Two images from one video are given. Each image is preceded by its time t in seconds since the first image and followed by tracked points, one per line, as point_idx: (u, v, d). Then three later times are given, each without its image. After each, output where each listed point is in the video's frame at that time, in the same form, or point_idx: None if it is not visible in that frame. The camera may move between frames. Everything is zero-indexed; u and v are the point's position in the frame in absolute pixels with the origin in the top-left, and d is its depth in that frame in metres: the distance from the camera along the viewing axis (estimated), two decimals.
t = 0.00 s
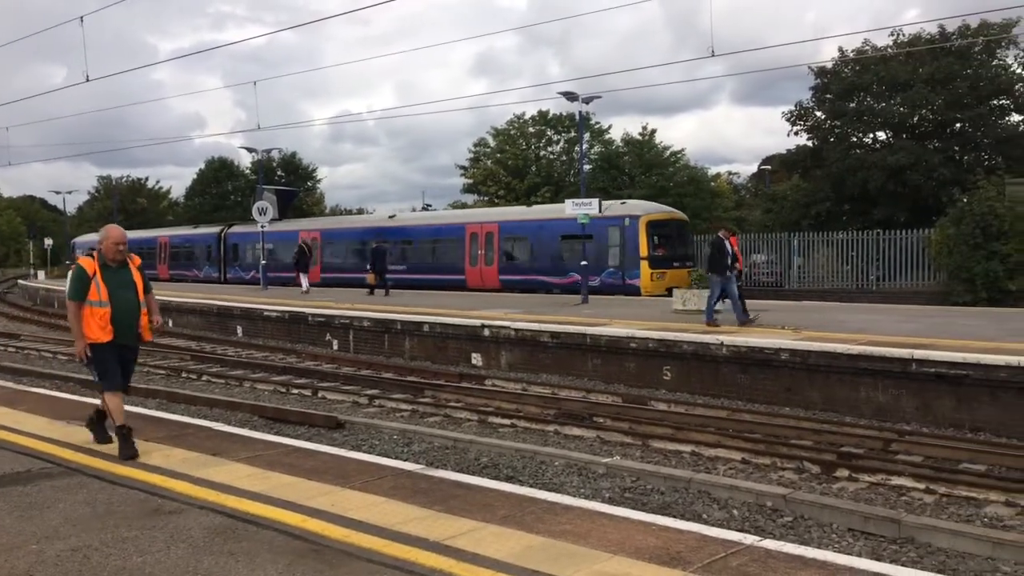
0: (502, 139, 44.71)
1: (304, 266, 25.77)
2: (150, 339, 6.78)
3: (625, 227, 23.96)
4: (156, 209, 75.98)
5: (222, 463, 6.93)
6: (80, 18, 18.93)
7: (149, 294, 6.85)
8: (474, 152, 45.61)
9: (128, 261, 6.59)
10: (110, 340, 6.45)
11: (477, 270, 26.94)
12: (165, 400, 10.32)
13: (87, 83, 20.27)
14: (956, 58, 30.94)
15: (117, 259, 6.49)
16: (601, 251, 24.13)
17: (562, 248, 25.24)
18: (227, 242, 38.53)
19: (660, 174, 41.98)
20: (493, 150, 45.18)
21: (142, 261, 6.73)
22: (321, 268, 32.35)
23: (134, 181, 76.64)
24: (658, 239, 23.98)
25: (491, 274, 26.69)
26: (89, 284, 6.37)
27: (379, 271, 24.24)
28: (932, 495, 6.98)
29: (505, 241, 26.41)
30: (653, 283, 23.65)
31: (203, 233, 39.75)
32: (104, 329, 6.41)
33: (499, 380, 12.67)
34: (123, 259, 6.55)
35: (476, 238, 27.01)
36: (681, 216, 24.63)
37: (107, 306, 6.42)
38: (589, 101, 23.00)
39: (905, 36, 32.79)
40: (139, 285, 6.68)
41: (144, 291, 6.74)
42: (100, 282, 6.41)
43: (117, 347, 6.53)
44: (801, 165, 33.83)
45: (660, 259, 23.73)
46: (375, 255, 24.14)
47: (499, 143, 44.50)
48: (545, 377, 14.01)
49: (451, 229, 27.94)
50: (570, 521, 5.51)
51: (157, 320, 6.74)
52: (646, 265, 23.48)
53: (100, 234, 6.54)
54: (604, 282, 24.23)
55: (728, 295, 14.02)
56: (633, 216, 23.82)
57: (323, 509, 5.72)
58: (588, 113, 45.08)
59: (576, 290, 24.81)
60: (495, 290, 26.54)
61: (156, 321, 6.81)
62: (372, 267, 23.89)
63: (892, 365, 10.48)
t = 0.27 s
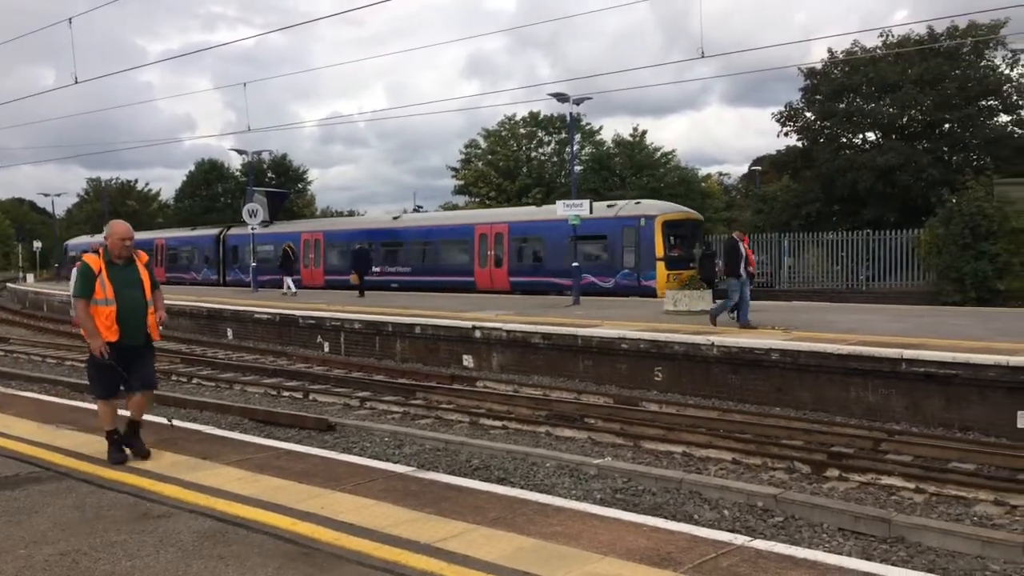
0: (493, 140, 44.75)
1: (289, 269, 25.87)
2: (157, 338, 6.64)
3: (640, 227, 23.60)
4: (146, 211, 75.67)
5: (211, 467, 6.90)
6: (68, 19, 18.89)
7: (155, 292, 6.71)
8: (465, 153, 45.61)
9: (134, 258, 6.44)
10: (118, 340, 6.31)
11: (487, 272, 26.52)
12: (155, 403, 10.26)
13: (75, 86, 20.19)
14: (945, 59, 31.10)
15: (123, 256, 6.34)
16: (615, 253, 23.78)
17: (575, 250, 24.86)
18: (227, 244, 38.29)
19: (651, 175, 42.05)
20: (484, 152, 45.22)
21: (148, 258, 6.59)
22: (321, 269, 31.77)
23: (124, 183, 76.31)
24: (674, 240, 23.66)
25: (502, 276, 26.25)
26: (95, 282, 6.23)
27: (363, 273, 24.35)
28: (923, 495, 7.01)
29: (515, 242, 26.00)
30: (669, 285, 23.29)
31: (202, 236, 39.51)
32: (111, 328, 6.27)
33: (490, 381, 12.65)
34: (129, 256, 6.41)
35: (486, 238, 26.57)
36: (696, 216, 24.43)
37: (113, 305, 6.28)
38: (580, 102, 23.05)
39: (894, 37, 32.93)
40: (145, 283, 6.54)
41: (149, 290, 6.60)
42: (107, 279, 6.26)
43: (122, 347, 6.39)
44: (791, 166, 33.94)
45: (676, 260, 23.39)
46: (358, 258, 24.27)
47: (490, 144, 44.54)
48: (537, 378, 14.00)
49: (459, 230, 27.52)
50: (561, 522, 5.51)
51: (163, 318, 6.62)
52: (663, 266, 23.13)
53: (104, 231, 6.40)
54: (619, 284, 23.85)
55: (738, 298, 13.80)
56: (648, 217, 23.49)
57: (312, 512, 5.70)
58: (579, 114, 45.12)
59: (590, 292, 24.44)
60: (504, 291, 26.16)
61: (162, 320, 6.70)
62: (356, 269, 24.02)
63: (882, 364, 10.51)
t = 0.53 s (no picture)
0: (478, 142, 44.78)
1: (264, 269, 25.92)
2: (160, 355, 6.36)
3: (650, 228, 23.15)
4: (127, 213, 75.12)
5: (194, 471, 6.85)
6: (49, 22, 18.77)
7: (161, 307, 6.44)
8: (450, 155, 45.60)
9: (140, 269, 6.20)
10: (118, 355, 6.04)
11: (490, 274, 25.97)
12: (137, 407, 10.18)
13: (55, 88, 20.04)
14: (924, 61, 31.37)
15: (130, 267, 6.10)
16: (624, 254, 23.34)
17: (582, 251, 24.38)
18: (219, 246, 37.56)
19: (635, 177, 42.15)
20: (468, 154, 45.23)
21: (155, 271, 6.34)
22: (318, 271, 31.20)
23: (105, 186, 75.71)
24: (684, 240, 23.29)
25: (505, 278, 25.68)
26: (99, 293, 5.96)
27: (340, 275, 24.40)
28: (904, 494, 7.07)
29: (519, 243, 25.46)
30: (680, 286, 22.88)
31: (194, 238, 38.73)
32: (111, 342, 6.00)
33: (475, 383, 12.64)
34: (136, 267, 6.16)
35: (489, 239, 26.02)
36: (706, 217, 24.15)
37: (116, 318, 6.02)
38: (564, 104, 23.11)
39: (875, 40, 33.18)
40: (152, 297, 6.28)
41: (155, 304, 6.33)
42: (111, 291, 6.00)
43: (123, 362, 6.12)
44: (774, 167, 34.14)
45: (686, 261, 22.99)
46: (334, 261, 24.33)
47: (474, 146, 44.55)
48: (521, 380, 14.01)
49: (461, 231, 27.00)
50: (545, 524, 5.51)
51: (167, 334, 6.35)
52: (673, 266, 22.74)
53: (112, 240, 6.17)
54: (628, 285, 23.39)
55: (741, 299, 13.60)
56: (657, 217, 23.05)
57: (296, 516, 5.67)
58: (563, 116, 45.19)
59: (597, 294, 23.94)
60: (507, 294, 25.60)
61: (166, 336, 6.43)
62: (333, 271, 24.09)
63: (864, 364, 10.59)
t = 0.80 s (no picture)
0: (458, 152, 44.83)
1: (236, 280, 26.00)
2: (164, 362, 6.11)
3: (656, 235, 22.86)
4: (105, 224, 74.45)
5: (172, 484, 6.78)
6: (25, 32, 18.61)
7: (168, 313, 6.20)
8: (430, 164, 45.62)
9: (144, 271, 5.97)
10: (118, 360, 5.80)
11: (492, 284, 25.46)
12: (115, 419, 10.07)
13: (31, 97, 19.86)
14: (900, 71, 31.74)
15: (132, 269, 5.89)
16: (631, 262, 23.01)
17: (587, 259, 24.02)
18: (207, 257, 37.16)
19: (615, 187, 42.32)
20: (449, 163, 45.27)
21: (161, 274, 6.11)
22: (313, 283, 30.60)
23: (82, 196, 75.04)
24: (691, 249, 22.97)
25: (507, 288, 25.17)
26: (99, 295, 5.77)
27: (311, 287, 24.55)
28: (883, 501, 7.12)
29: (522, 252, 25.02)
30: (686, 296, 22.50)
31: (182, 248, 38.31)
32: (111, 346, 5.77)
33: (456, 394, 12.61)
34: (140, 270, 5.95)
35: (490, 249, 25.58)
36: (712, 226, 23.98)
37: (116, 321, 5.79)
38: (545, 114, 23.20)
39: (851, 50, 33.55)
40: (157, 301, 6.04)
41: (161, 308, 6.08)
42: (112, 293, 5.79)
43: (124, 368, 5.88)
44: (753, 177, 34.40)
45: (693, 270, 22.64)
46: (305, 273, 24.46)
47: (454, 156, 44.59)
48: (502, 390, 13.98)
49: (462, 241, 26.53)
50: (527, 534, 5.50)
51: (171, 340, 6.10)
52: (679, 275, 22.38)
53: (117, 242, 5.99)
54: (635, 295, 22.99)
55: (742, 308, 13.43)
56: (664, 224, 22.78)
57: (276, 528, 5.63)
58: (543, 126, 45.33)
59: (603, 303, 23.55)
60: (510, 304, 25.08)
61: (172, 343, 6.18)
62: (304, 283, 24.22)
63: (842, 372, 10.67)
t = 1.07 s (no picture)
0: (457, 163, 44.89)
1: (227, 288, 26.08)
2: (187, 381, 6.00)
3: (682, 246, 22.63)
4: (103, 234, 74.40)
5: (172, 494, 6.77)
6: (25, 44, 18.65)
7: (191, 329, 6.09)
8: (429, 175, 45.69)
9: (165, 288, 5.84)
10: (141, 380, 5.70)
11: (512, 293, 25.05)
12: (115, 429, 10.05)
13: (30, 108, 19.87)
14: (897, 82, 31.86)
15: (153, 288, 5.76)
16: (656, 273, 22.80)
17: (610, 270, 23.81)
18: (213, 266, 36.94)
19: (614, 198, 42.40)
20: (447, 174, 45.33)
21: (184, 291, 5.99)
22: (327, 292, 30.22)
23: (80, 207, 75.01)
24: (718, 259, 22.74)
25: (526, 298, 24.81)
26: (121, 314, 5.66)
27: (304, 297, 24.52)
28: (884, 512, 7.11)
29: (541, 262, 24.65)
30: (713, 307, 22.27)
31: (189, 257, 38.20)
32: (134, 367, 5.66)
33: (456, 404, 12.60)
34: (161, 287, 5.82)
35: (509, 259, 25.18)
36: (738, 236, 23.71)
37: (139, 342, 5.67)
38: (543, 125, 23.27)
39: (848, 62, 33.67)
40: (179, 319, 5.92)
41: (183, 327, 5.96)
42: (134, 312, 5.67)
43: (148, 388, 5.78)
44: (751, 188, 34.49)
45: (720, 281, 22.41)
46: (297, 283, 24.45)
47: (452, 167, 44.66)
48: (502, 401, 13.96)
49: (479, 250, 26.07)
50: (527, 545, 5.49)
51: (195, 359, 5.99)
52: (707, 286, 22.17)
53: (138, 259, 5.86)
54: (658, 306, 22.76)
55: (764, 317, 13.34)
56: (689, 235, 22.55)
57: (276, 539, 5.62)
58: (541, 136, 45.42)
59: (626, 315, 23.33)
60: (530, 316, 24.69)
61: (195, 361, 6.06)
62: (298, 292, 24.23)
63: (841, 383, 10.68)
